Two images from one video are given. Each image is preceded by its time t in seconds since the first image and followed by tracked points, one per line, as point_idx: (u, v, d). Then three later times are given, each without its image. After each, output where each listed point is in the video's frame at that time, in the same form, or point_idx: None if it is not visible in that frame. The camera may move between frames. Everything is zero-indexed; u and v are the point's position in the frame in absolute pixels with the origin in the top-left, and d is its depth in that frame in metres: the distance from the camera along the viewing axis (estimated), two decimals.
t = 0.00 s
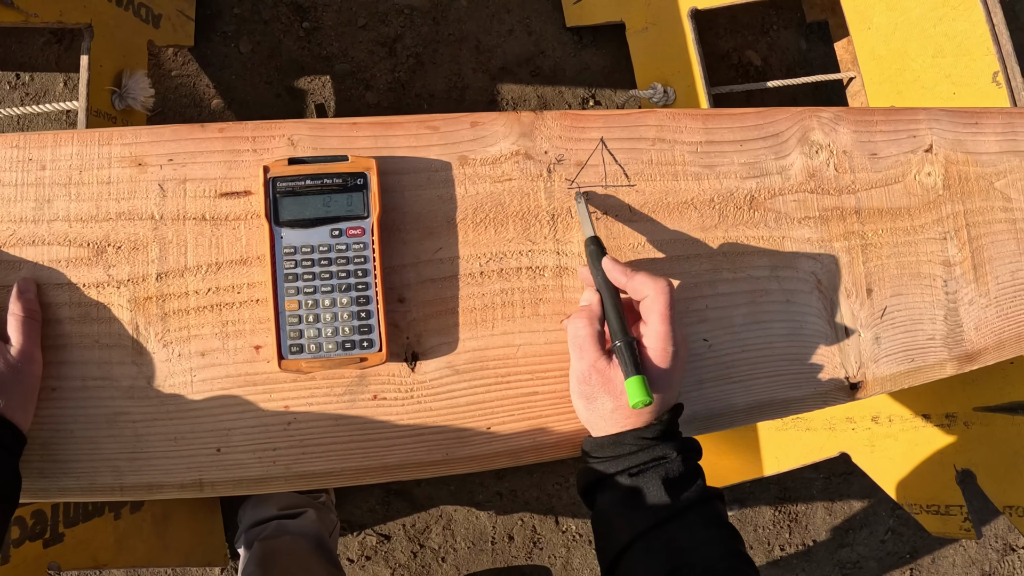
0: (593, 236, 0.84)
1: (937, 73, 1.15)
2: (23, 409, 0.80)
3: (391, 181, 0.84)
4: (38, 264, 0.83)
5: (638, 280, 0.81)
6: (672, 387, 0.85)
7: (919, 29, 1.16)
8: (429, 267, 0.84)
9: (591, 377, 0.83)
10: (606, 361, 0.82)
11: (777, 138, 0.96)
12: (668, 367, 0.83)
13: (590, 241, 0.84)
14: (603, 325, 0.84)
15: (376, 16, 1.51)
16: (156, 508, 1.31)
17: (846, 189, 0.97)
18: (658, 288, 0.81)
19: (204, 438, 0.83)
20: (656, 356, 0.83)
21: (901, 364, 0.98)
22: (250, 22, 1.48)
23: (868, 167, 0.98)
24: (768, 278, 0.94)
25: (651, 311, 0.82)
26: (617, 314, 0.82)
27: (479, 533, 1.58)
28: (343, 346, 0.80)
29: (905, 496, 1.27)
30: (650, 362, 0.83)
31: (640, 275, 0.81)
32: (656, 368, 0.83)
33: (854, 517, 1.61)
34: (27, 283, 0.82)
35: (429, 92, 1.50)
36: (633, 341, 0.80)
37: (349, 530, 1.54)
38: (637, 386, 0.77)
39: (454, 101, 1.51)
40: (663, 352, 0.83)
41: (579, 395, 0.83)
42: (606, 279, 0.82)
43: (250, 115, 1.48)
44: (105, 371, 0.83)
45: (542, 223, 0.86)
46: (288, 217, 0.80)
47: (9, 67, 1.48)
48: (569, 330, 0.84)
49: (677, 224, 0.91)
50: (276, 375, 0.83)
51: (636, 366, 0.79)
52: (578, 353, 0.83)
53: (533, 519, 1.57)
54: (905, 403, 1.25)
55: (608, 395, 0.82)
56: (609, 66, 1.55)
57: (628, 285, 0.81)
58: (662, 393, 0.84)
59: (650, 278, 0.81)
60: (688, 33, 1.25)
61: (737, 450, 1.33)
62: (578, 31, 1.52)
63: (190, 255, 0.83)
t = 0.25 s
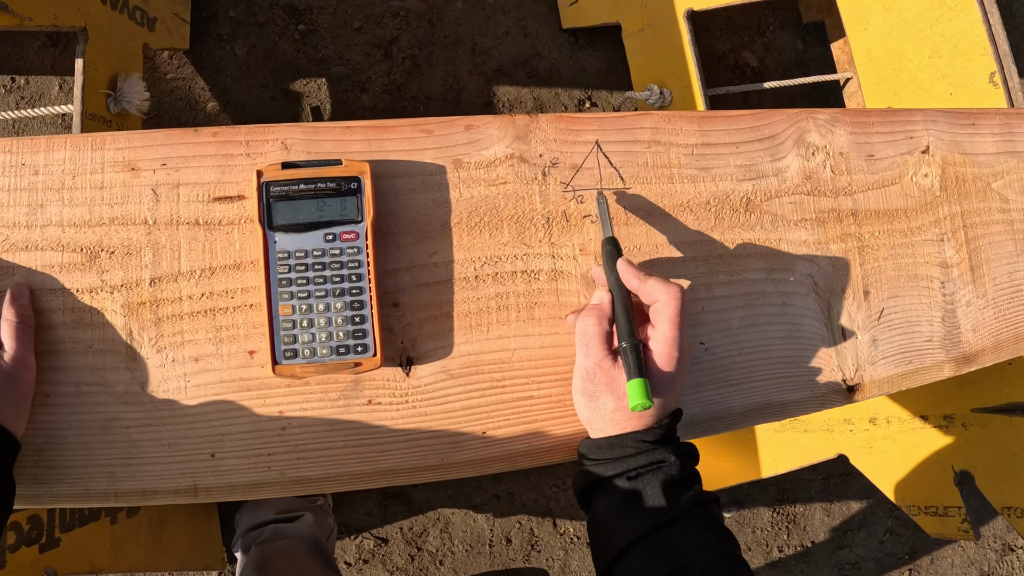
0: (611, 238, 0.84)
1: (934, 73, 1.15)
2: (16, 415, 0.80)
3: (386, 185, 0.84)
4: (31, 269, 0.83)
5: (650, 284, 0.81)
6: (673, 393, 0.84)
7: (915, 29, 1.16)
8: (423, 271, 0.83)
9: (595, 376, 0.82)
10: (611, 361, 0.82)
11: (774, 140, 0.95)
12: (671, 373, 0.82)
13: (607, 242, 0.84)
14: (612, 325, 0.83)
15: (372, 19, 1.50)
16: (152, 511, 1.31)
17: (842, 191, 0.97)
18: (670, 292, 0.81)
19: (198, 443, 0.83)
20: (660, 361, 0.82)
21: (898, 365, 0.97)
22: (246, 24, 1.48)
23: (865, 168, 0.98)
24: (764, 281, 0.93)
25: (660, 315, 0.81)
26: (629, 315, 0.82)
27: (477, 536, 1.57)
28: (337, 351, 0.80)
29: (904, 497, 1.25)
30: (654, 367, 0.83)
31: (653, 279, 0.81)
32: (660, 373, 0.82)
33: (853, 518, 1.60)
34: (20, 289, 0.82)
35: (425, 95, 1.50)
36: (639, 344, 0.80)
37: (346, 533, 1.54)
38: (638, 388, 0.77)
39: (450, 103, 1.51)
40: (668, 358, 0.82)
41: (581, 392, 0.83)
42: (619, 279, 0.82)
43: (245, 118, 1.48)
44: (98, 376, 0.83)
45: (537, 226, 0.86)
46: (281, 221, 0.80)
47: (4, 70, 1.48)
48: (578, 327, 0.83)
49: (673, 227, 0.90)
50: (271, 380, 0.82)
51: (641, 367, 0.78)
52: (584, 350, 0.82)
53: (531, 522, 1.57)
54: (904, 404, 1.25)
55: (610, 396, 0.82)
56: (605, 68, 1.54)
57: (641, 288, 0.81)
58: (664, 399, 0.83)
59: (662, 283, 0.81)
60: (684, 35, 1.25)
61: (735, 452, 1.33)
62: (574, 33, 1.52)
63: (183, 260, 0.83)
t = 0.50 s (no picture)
0: (604, 235, 0.84)
1: (931, 74, 1.15)
2: (13, 416, 0.80)
3: (383, 186, 0.84)
4: (28, 270, 0.83)
5: (641, 283, 0.81)
6: (669, 394, 0.84)
7: (912, 30, 1.16)
8: (420, 272, 0.83)
9: (590, 377, 0.82)
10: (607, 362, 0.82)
11: (771, 140, 0.95)
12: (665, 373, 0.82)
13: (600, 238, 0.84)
14: (607, 325, 0.83)
15: (369, 20, 1.50)
16: (151, 513, 1.31)
17: (840, 191, 0.97)
18: (660, 292, 0.80)
19: (195, 445, 0.83)
20: (655, 362, 0.82)
21: (895, 366, 0.97)
22: (243, 26, 1.48)
23: (862, 169, 0.98)
24: (761, 281, 0.93)
25: (652, 315, 0.81)
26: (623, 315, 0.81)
27: (475, 537, 1.57)
28: (334, 352, 0.80)
29: (902, 498, 1.25)
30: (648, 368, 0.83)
31: (644, 278, 0.80)
32: (654, 374, 0.82)
33: (851, 518, 1.60)
34: (17, 290, 0.82)
35: (422, 96, 1.50)
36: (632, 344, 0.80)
37: (344, 535, 1.54)
38: (631, 388, 0.77)
39: (448, 104, 1.51)
40: (662, 358, 0.82)
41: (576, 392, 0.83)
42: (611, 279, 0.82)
43: (243, 120, 1.48)
44: (95, 378, 0.83)
45: (534, 227, 0.86)
46: (278, 222, 0.80)
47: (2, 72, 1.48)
48: (573, 328, 0.83)
49: (670, 227, 0.90)
50: (268, 381, 0.82)
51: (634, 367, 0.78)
52: (579, 350, 0.83)
53: (530, 522, 1.57)
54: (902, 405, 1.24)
55: (605, 396, 0.82)
56: (603, 68, 1.54)
57: (632, 288, 0.81)
58: (659, 399, 0.83)
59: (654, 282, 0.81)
60: (681, 35, 1.25)
61: (733, 453, 1.33)
62: (572, 34, 1.52)
63: (180, 261, 0.83)
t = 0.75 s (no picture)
0: (614, 235, 0.84)
1: (931, 75, 1.15)
2: (16, 419, 0.80)
3: (385, 188, 0.84)
4: (30, 272, 0.83)
5: (649, 284, 0.81)
6: (672, 395, 0.84)
7: (911, 31, 1.16)
8: (422, 273, 0.83)
9: (594, 374, 0.83)
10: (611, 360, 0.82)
11: (771, 142, 0.96)
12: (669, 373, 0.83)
13: (607, 238, 0.84)
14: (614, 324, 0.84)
15: (369, 21, 1.51)
16: (151, 516, 1.31)
17: (840, 192, 0.97)
18: (666, 293, 0.81)
19: (197, 447, 0.83)
20: (659, 360, 0.83)
21: (896, 366, 0.98)
22: (243, 27, 1.48)
23: (862, 170, 0.98)
24: (762, 282, 0.94)
25: (660, 315, 0.82)
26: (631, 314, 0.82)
27: (475, 538, 1.58)
28: (336, 354, 0.80)
29: (902, 499, 1.25)
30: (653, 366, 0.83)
31: (652, 279, 0.81)
32: (658, 372, 0.83)
33: (851, 519, 1.61)
34: (19, 293, 0.82)
35: (422, 97, 1.50)
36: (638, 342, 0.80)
37: (344, 536, 1.54)
38: (637, 385, 0.78)
39: (448, 105, 1.51)
40: (666, 358, 0.82)
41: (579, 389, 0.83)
42: (619, 278, 0.82)
43: (242, 121, 1.48)
44: (98, 380, 0.83)
45: (536, 228, 0.86)
46: (280, 225, 0.80)
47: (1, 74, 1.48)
48: (580, 326, 0.83)
49: (671, 229, 0.91)
50: (271, 383, 0.82)
51: (639, 364, 0.79)
52: (585, 348, 0.83)
53: (530, 523, 1.57)
54: (902, 405, 1.25)
55: (610, 395, 0.82)
56: (603, 69, 1.55)
57: (639, 288, 0.82)
58: (662, 399, 0.83)
59: (662, 284, 0.82)
60: (681, 37, 1.26)
61: (733, 453, 1.33)
62: (571, 35, 1.52)
63: (182, 263, 0.83)
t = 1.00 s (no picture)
0: (621, 230, 0.83)
1: (930, 75, 1.16)
2: (19, 418, 0.80)
3: (388, 188, 0.84)
4: (33, 272, 0.83)
5: (664, 277, 0.83)
6: (684, 390, 0.84)
7: (911, 31, 1.17)
8: (425, 273, 0.84)
9: (608, 371, 0.83)
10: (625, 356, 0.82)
11: (772, 141, 0.96)
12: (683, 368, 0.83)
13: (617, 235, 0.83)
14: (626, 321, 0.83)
15: (369, 21, 1.51)
16: (152, 517, 1.31)
17: (841, 192, 0.98)
18: (682, 287, 0.82)
19: (201, 446, 0.83)
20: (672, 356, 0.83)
21: (897, 365, 0.98)
22: (243, 28, 1.48)
23: (863, 169, 0.99)
24: (764, 281, 0.94)
25: (674, 310, 0.82)
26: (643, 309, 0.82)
27: (476, 538, 1.58)
28: (340, 353, 0.80)
29: (903, 497, 1.26)
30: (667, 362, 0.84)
31: (667, 272, 0.82)
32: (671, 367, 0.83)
33: (851, 518, 1.61)
34: (22, 292, 0.82)
35: (422, 98, 1.50)
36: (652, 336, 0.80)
37: (345, 536, 1.54)
38: (651, 379, 0.77)
39: (448, 105, 1.51)
40: (680, 353, 0.83)
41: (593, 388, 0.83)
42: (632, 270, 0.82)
43: (243, 121, 1.48)
44: (101, 380, 0.83)
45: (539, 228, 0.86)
46: (284, 224, 0.80)
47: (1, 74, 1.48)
48: (592, 322, 0.83)
49: (673, 228, 0.91)
50: (274, 382, 0.82)
51: (654, 359, 0.79)
52: (599, 344, 0.83)
53: (530, 523, 1.58)
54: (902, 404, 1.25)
55: (623, 390, 0.82)
56: (603, 70, 1.55)
57: (654, 280, 0.82)
58: (676, 394, 0.83)
59: (676, 277, 0.83)
60: (681, 37, 1.26)
61: (734, 453, 1.33)
62: (571, 35, 1.52)
63: (186, 263, 0.83)
